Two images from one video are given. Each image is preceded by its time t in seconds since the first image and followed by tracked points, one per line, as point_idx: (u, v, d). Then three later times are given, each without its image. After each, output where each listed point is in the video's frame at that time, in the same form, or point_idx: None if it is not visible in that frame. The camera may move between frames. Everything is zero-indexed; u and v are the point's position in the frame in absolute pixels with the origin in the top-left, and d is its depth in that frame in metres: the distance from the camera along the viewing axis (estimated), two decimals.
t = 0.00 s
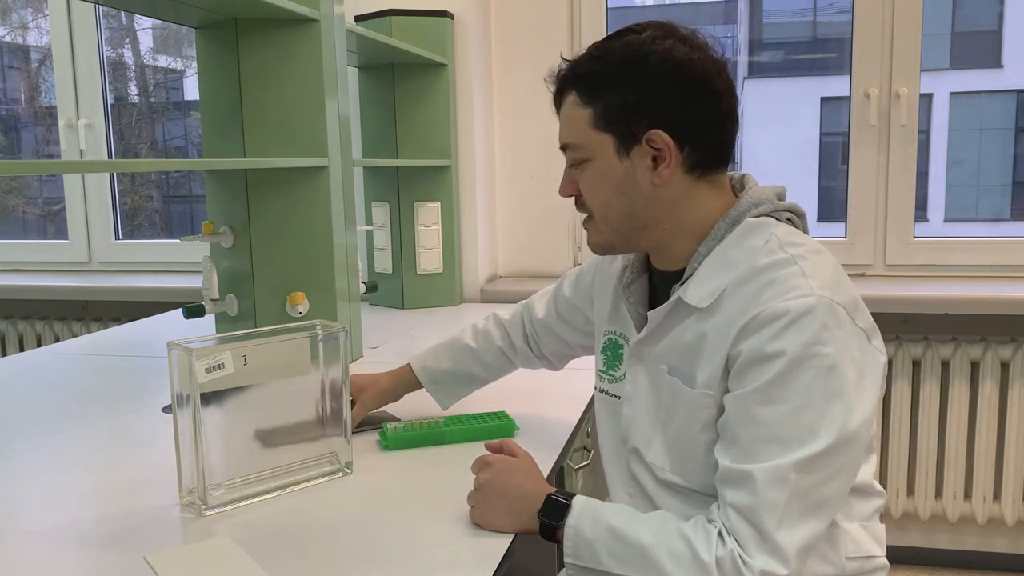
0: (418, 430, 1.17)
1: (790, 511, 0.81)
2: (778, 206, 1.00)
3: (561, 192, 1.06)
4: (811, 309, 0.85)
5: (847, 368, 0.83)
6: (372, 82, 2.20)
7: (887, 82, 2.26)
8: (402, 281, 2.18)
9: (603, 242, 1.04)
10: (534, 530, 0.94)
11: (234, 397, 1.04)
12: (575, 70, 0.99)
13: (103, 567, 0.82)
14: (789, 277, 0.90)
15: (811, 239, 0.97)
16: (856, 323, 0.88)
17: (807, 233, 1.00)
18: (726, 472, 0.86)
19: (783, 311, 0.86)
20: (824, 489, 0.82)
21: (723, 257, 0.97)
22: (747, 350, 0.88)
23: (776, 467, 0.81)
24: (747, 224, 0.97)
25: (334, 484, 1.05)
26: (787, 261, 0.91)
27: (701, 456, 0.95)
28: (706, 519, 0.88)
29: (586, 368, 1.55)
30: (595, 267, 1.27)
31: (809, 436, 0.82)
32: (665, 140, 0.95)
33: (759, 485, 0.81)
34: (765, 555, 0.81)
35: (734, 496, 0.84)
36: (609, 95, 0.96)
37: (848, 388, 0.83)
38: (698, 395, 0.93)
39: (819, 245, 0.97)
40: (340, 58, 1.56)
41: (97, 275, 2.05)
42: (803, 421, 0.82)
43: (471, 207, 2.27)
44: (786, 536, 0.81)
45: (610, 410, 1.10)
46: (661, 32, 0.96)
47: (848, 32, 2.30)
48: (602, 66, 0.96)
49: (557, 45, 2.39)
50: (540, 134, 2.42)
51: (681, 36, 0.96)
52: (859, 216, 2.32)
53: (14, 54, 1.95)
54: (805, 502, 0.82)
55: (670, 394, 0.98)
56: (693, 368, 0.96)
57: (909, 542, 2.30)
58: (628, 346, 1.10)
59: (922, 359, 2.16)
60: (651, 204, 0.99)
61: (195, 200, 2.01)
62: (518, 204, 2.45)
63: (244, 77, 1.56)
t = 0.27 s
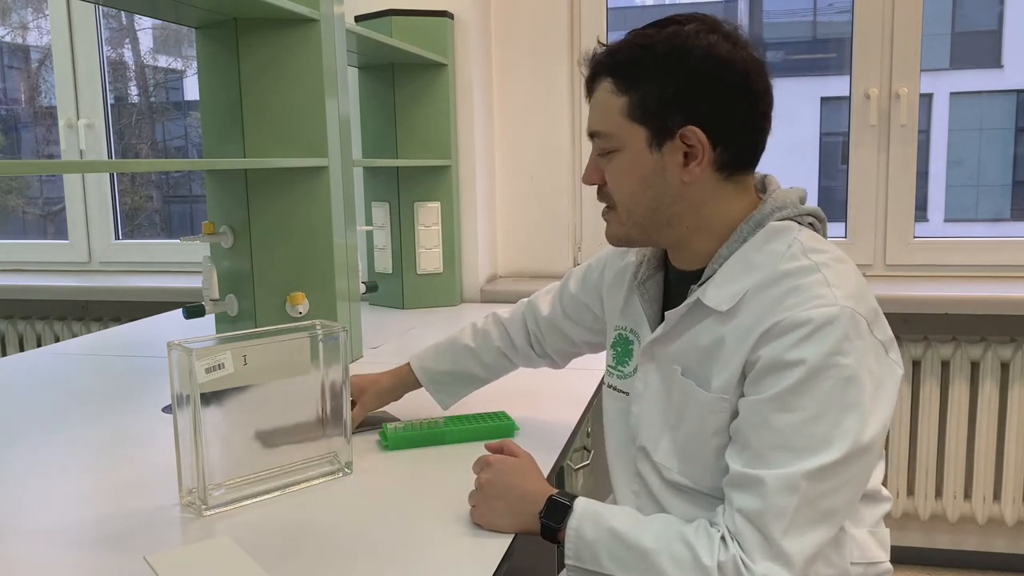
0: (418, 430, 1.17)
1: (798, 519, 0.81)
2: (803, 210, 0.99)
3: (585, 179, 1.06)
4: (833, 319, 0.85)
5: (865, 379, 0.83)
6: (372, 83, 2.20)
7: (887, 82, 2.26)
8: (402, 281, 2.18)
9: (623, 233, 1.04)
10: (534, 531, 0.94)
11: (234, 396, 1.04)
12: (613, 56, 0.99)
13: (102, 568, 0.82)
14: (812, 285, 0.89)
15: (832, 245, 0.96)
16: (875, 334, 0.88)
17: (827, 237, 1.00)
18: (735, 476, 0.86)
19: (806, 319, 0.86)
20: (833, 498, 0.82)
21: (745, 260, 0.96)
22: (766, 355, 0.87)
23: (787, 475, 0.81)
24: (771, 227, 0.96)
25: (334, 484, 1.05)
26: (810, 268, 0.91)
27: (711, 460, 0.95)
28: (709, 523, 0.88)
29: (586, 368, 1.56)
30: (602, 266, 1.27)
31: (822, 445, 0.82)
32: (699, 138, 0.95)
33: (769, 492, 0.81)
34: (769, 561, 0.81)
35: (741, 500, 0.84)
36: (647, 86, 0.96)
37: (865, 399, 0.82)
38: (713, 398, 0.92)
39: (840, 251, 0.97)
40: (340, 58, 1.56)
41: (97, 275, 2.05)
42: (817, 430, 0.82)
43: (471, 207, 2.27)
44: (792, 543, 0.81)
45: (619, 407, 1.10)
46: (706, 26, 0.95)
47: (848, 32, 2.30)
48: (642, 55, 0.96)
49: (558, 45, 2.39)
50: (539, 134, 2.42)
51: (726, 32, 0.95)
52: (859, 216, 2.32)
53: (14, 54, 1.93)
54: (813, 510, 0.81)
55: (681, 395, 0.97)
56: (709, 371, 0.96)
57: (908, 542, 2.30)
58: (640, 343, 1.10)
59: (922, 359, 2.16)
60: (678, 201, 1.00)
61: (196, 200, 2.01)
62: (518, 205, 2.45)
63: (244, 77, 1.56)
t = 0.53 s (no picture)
0: (418, 430, 1.17)
1: (803, 525, 0.81)
2: (819, 214, 1.00)
3: (601, 171, 1.06)
4: (848, 326, 0.84)
5: (876, 388, 0.83)
6: (372, 83, 2.20)
7: (887, 82, 2.27)
8: (402, 281, 2.19)
9: (638, 228, 1.04)
10: (534, 531, 0.94)
11: (234, 396, 1.04)
12: (638, 50, 0.98)
13: (102, 568, 0.82)
14: (827, 292, 0.89)
15: (846, 251, 0.97)
16: (888, 343, 0.88)
17: (841, 242, 1.00)
18: (741, 479, 0.86)
19: (820, 326, 0.85)
20: (839, 504, 0.82)
21: (760, 263, 0.96)
22: (779, 360, 0.87)
23: (795, 481, 0.81)
24: (788, 231, 0.97)
25: (334, 484, 1.05)
26: (825, 275, 0.91)
27: (718, 463, 0.94)
28: (710, 525, 0.88)
29: (586, 368, 1.56)
30: (609, 265, 1.27)
31: (831, 452, 0.82)
32: (722, 138, 0.95)
33: (776, 496, 0.81)
34: (770, 566, 0.81)
35: (746, 504, 0.84)
36: (672, 82, 0.95)
37: (875, 408, 0.82)
38: (723, 400, 0.92)
39: (855, 257, 0.97)
40: (340, 58, 1.56)
41: (97, 275, 2.05)
42: (827, 438, 0.82)
43: (471, 207, 2.27)
44: (795, 547, 0.81)
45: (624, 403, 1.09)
46: (734, 24, 0.94)
47: (848, 32, 2.30)
48: (667, 50, 0.95)
49: (558, 45, 2.39)
50: (539, 134, 2.42)
51: (753, 30, 0.95)
52: (859, 216, 2.32)
53: (14, 54, 1.93)
54: (818, 517, 0.82)
55: (690, 397, 0.97)
56: (720, 373, 0.96)
57: (908, 542, 2.30)
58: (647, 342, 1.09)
59: (922, 359, 2.16)
60: (697, 199, 1.00)
61: (196, 200, 2.01)
62: (518, 205, 2.45)
63: (244, 77, 1.56)
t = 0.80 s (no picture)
0: (418, 431, 1.17)
1: (805, 528, 0.81)
2: (824, 216, 1.00)
3: (605, 176, 1.05)
4: (853, 330, 0.84)
5: (881, 393, 0.83)
6: (372, 83, 2.20)
7: (887, 82, 2.27)
8: (402, 281, 2.19)
9: (642, 233, 1.04)
10: (534, 531, 0.94)
11: (234, 396, 1.04)
12: (643, 53, 0.97)
13: (102, 568, 0.82)
14: (832, 295, 0.89)
15: (852, 253, 0.97)
16: (893, 347, 0.88)
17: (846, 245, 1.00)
18: (744, 481, 0.86)
19: (826, 330, 0.85)
20: (842, 508, 0.82)
21: (765, 265, 0.96)
22: (784, 364, 0.87)
23: (799, 485, 0.81)
24: (793, 233, 0.97)
25: (334, 484, 1.05)
26: (831, 278, 0.91)
27: (720, 465, 0.94)
28: (711, 527, 0.88)
29: (586, 368, 1.56)
30: (609, 264, 1.27)
31: (835, 457, 0.82)
32: (729, 142, 0.95)
33: (779, 499, 0.81)
34: (771, 568, 0.82)
35: (748, 506, 0.84)
36: (678, 86, 0.95)
37: (880, 413, 0.82)
38: (726, 404, 0.92)
39: (861, 259, 0.97)
40: (340, 58, 1.56)
41: (97, 275, 2.05)
42: (831, 442, 0.82)
43: (471, 207, 2.27)
44: (797, 551, 0.81)
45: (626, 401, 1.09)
46: (740, 27, 0.94)
47: (848, 32, 2.30)
48: (672, 54, 0.95)
49: (558, 45, 2.39)
50: (539, 134, 2.42)
51: (759, 33, 0.94)
52: (858, 216, 2.32)
53: (14, 54, 1.94)
54: (820, 520, 0.82)
55: (693, 399, 0.97)
56: (722, 375, 0.96)
57: (908, 542, 2.30)
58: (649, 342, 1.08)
59: (922, 359, 2.16)
60: (702, 204, 1.00)
61: (196, 200, 2.01)
62: (518, 205, 2.45)
63: (244, 78, 1.56)
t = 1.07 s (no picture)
0: (418, 431, 1.17)
1: (803, 530, 0.81)
2: (824, 216, 1.01)
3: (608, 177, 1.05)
4: (852, 332, 0.85)
5: (879, 395, 0.83)
6: (372, 82, 2.20)
7: (887, 82, 2.27)
8: (402, 281, 2.19)
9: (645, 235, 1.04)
10: (533, 531, 0.94)
11: (234, 396, 1.04)
12: (648, 53, 0.97)
13: (102, 568, 0.82)
14: (832, 296, 0.89)
15: (851, 253, 0.97)
16: (891, 349, 0.88)
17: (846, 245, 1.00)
18: (742, 483, 0.86)
19: (825, 331, 0.85)
20: (840, 511, 0.82)
21: (765, 265, 0.96)
22: (782, 365, 0.87)
23: (797, 487, 0.81)
24: (792, 234, 0.97)
25: (334, 484, 1.05)
26: (830, 279, 0.91)
27: (718, 466, 0.95)
28: (708, 529, 0.88)
29: (586, 368, 1.56)
30: (612, 263, 1.27)
31: (833, 458, 0.82)
32: (736, 144, 0.95)
33: (777, 502, 0.81)
34: (769, 570, 0.82)
35: (746, 509, 0.84)
36: (686, 87, 0.95)
37: (878, 415, 0.83)
38: (724, 405, 0.92)
39: (861, 260, 0.97)
40: (340, 58, 1.56)
41: (97, 275, 2.05)
42: (829, 444, 0.82)
43: (471, 206, 2.27)
44: (795, 553, 0.81)
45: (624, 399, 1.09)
46: (746, 27, 0.94)
47: (848, 32, 2.30)
48: (679, 54, 0.94)
49: (558, 45, 2.39)
50: (539, 134, 2.42)
51: (765, 33, 0.94)
52: (859, 216, 2.32)
53: (14, 54, 1.94)
54: (818, 523, 0.82)
55: (691, 399, 0.97)
56: (720, 374, 0.96)
57: (908, 542, 2.30)
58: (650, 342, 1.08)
59: (922, 359, 2.16)
60: (708, 206, 1.00)
61: (196, 200, 2.01)
62: (518, 205, 2.45)
63: (244, 77, 1.56)
